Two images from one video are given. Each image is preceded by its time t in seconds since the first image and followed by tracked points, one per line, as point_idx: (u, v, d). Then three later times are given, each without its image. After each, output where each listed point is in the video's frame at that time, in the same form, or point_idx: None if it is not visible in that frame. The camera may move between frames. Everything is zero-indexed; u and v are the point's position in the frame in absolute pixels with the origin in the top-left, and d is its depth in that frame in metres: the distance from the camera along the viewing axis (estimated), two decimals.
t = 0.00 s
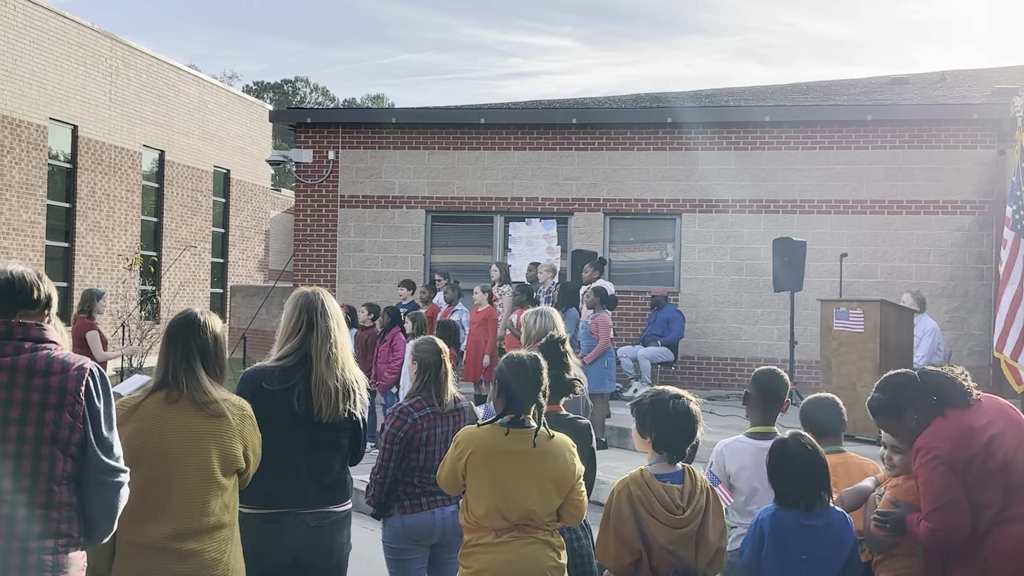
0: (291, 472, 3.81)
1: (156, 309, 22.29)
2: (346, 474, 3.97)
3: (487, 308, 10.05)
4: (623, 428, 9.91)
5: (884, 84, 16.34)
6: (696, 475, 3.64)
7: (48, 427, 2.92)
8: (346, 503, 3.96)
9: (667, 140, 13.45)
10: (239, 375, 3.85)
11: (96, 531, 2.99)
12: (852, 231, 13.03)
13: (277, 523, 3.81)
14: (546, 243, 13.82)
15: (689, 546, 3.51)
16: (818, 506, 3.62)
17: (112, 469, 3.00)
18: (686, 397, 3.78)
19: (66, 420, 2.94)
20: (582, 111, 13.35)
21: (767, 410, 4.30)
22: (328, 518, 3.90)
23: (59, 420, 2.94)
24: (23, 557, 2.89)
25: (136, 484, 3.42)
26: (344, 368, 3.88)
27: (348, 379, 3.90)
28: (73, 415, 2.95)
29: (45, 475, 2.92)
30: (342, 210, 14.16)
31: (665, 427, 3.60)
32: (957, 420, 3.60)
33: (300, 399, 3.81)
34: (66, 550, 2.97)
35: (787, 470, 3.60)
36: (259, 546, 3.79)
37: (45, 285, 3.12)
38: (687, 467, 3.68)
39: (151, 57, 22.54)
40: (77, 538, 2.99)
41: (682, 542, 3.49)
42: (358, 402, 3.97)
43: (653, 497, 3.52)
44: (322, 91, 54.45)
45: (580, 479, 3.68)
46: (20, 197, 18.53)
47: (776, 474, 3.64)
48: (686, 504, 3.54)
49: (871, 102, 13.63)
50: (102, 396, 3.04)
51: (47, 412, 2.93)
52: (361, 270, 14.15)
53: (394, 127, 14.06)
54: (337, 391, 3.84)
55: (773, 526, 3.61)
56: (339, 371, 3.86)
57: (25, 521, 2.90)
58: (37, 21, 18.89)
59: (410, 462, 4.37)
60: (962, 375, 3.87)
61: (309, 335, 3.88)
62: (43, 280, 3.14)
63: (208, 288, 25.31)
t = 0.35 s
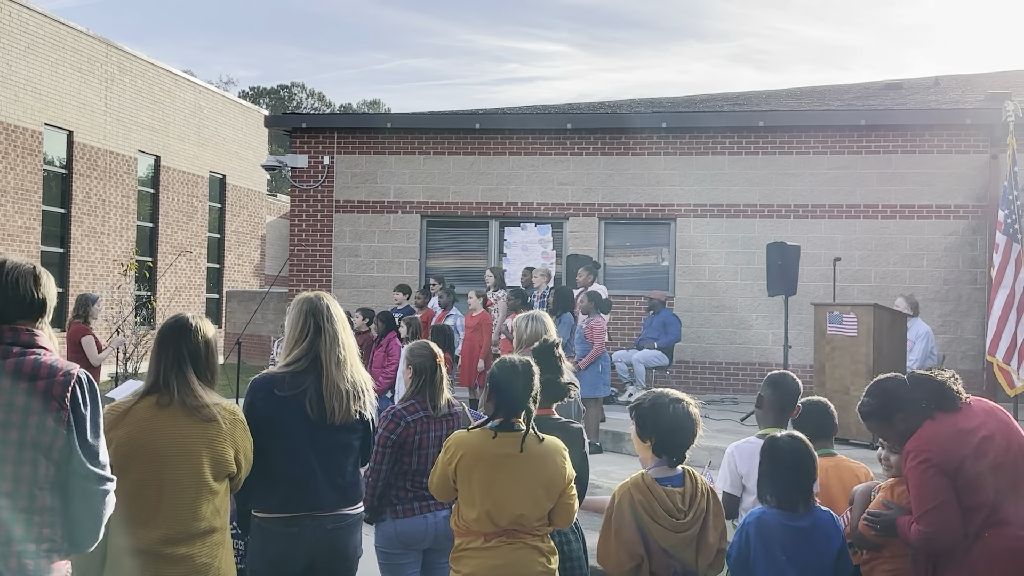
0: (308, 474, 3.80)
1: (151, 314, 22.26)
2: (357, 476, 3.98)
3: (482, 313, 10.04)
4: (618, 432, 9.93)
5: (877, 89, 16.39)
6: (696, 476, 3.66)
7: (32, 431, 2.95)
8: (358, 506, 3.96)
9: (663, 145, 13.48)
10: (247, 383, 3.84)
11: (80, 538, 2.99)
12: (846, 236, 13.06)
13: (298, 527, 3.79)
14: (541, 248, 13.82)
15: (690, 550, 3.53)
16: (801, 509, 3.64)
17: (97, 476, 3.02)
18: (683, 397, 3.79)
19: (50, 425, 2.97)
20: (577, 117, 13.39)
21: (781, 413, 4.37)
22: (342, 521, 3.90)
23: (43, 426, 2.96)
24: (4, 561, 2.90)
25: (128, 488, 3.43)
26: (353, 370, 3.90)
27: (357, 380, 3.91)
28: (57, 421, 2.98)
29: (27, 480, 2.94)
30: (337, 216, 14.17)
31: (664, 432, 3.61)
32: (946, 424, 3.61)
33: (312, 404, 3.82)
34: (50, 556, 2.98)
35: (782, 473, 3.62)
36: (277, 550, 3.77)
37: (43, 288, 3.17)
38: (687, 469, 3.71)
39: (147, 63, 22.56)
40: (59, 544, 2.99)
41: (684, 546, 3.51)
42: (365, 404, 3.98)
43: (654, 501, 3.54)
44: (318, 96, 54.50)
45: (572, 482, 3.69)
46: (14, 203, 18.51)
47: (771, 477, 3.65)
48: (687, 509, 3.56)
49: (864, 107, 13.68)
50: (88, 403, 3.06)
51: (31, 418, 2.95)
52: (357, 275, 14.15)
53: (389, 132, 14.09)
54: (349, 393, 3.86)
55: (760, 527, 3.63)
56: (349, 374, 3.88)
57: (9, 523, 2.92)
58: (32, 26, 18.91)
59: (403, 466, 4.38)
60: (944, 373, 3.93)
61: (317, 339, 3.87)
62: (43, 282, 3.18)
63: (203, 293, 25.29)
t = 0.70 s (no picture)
0: (307, 479, 3.78)
1: (144, 320, 22.18)
2: (355, 480, 3.96)
3: (475, 318, 10.01)
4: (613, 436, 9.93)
5: (870, 92, 16.44)
6: (699, 482, 3.62)
7: (17, 440, 2.94)
8: (356, 510, 3.94)
9: (656, 149, 13.50)
10: (246, 388, 3.77)
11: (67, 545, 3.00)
12: (839, 240, 13.09)
13: (297, 531, 3.76)
14: (535, 252, 13.84)
15: (692, 554, 3.51)
16: (794, 511, 3.63)
17: (83, 483, 3.00)
18: (683, 400, 3.79)
19: (34, 434, 2.95)
20: (570, 121, 13.39)
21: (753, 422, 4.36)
22: (341, 526, 3.88)
23: (27, 434, 2.95)
24: None
25: (120, 494, 3.40)
26: (351, 375, 3.88)
27: (355, 385, 3.90)
28: (41, 429, 2.96)
29: (14, 488, 2.94)
30: (331, 220, 14.14)
31: (670, 436, 3.59)
32: (941, 427, 3.61)
33: (313, 408, 3.78)
34: (40, 562, 2.99)
35: (782, 476, 3.60)
36: (276, 557, 3.73)
37: (17, 294, 3.09)
38: (691, 473, 3.67)
39: (139, 68, 22.51)
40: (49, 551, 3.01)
41: (686, 550, 3.49)
42: (363, 407, 3.97)
43: (655, 505, 3.51)
44: (311, 101, 54.49)
45: (564, 486, 3.68)
46: (6, 209, 18.42)
47: (768, 481, 3.63)
48: (690, 512, 3.54)
49: (857, 111, 13.71)
50: (73, 411, 3.04)
51: (15, 426, 2.94)
52: (350, 279, 14.13)
53: (382, 137, 14.07)
54: (348, 397, 3.85)
55: (752, 532, 3.61)
56: (348, 378, 3.86)
57: None
58: (24, 32, 18.86)
59: (398, 469, 4.36)
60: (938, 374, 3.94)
61: (317, 343, 3.85)
62: (16, 287, 3.11)
63: (196, 299, 25.22)
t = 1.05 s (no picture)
0: (287, 483, 3.79)
1: (137, 325, 22.12)
2: (336, 484, 3.97)
3: (469, 321, 9.99)
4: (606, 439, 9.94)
5: (862, 96, 16.51)
6: (696, 485, 3.64)
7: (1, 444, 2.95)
8: (336, 514, 3.95)
9: (649, 152, 13.54)
10: (227, 389, 3.79)
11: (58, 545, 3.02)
12: (831, 242, 13.13)
13: (276, 535, 3.76)
14: (528, 255, 13.83)
15: (688, 557, 3.53)
16: (789, 513, 3.65)
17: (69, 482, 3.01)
18: (677, 402, 3.81)
19: (19, 438, 2.96)
20: (563, 124, 13.42)
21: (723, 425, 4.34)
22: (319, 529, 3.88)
23: (11, 439, 2.96)
24: None
25: (114, 497, 3.40)
26: (333, 380, 3.89)
27: (337, 390, 3.90)
28: (26, 433, 2.97)
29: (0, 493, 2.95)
30: (324, 224, 14.14)
31: (666, 439, 3.61)
32: (932, 427, 3.63)
33: (294, 411, 3.79)
34: (32, 564, 3.02)
35: (781, 479, 3.61)
36: (252, 560, 3.75)
37: None
38: (688, 476, 3.69)
39: (131, 73, 22.50)
40: (39, 552, 3.03)
41: (683, 553, 3.51)
42: (345, 411, 3.97)
43: (654, 507, 3.52)
44: (304, 106, 54.55)
45: (559, 488, 3.69)
46: None
47: (765, 483, 3.65)
48: (688, 515, 3.55)
49: (848, 114, 13.78)
50: (55, 412, 3.04)
51: None
52: (344, 283, 14.12)
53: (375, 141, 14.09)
54: (330, 402, 3.85)
55: (748, 533, 3.63)
56: (330, 383, 3.87)
57: None
58: (16, 36, 18.83)
59: (395, 471, 4.35)
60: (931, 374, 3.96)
61: (301, 347, 3.86)
62: None
63: (189, 303, 25.17)
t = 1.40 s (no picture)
0: (257, 488, 3.78)
1: (129, 329, 22.04)
2: (309, 492, 3.94)
3: (462, 324, 10.03)
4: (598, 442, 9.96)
5: (853, 98, 16.58)
6: (688, 486, 3.64)
7: None
8: (308, 521, 3.92)
9: (641, 153, 13.55)
10: (205, 389, 3.81)
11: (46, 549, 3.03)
12: (824, 244, 13.16)
13: (243, 541, 3.75)
14: (521, 258, 13.83)
15: (680, 559, 3.52)
16: (782, 516, 3.65)
17: (55, 486, 3.02)
18: (670, 404, 3.81)
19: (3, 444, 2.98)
20: (557, 127, 13.43)
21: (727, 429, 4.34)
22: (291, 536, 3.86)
23: None
24: None
25: (106, 500, 3.38)
26: (313, 387, 3.87)
27: (316, 397, 3.88)
28: (9, 438, 2.99)
29: None
30: (317, 227, 14.12)
31: (658, 440, 3.62)
32: (924, 428, 3.65)
33: (268, 416, 3.79)
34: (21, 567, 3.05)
35: (773, 480, 3.62)
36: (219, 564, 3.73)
37: None
38: (680, 479, 3.69)
39: (123, 76, 22.44)
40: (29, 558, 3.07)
41: (674, 555, 3.50)
42: (323, 416, 3.95)
43: (646, 509, 3.52)
44: (296, 109, 54.49)
45: (552, 492, 3.68)
46: None
47: (756, 485, 3.65)
48: (680, 517, 3.55)
49: (840, 116, 13.83)
50: (38, 416, 3.05)
51: None
52: (336, 286, 14.10)
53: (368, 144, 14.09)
54: (307, 409, 3.83)
55: (741, 535, 3.64)
56: (309, 391, 3.85)
57: None
58: (7, 40, 18.78)
59: (391, 473, 4.35)
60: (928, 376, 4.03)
61: (284, 354, 3.85)
62: None
63: (181, 307, 25.09)
